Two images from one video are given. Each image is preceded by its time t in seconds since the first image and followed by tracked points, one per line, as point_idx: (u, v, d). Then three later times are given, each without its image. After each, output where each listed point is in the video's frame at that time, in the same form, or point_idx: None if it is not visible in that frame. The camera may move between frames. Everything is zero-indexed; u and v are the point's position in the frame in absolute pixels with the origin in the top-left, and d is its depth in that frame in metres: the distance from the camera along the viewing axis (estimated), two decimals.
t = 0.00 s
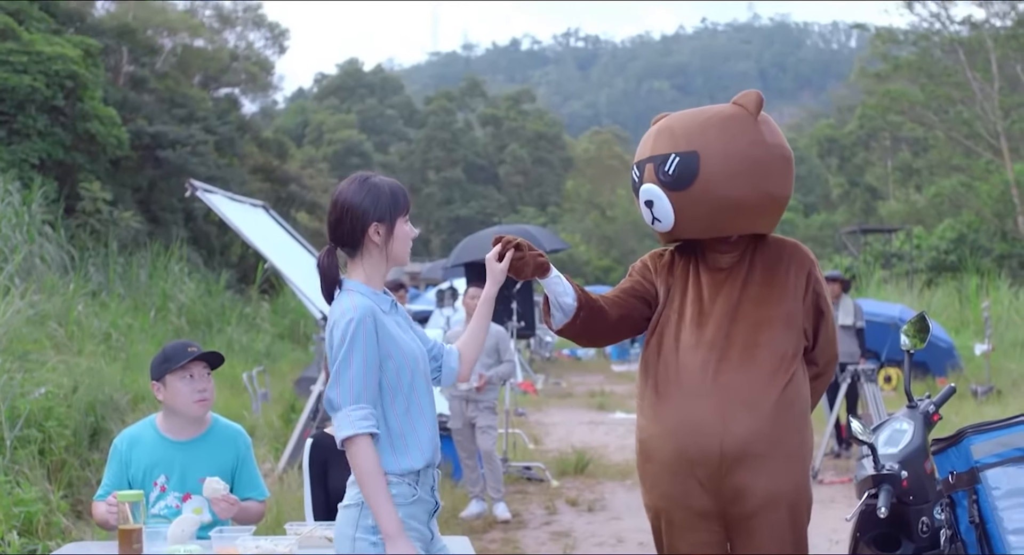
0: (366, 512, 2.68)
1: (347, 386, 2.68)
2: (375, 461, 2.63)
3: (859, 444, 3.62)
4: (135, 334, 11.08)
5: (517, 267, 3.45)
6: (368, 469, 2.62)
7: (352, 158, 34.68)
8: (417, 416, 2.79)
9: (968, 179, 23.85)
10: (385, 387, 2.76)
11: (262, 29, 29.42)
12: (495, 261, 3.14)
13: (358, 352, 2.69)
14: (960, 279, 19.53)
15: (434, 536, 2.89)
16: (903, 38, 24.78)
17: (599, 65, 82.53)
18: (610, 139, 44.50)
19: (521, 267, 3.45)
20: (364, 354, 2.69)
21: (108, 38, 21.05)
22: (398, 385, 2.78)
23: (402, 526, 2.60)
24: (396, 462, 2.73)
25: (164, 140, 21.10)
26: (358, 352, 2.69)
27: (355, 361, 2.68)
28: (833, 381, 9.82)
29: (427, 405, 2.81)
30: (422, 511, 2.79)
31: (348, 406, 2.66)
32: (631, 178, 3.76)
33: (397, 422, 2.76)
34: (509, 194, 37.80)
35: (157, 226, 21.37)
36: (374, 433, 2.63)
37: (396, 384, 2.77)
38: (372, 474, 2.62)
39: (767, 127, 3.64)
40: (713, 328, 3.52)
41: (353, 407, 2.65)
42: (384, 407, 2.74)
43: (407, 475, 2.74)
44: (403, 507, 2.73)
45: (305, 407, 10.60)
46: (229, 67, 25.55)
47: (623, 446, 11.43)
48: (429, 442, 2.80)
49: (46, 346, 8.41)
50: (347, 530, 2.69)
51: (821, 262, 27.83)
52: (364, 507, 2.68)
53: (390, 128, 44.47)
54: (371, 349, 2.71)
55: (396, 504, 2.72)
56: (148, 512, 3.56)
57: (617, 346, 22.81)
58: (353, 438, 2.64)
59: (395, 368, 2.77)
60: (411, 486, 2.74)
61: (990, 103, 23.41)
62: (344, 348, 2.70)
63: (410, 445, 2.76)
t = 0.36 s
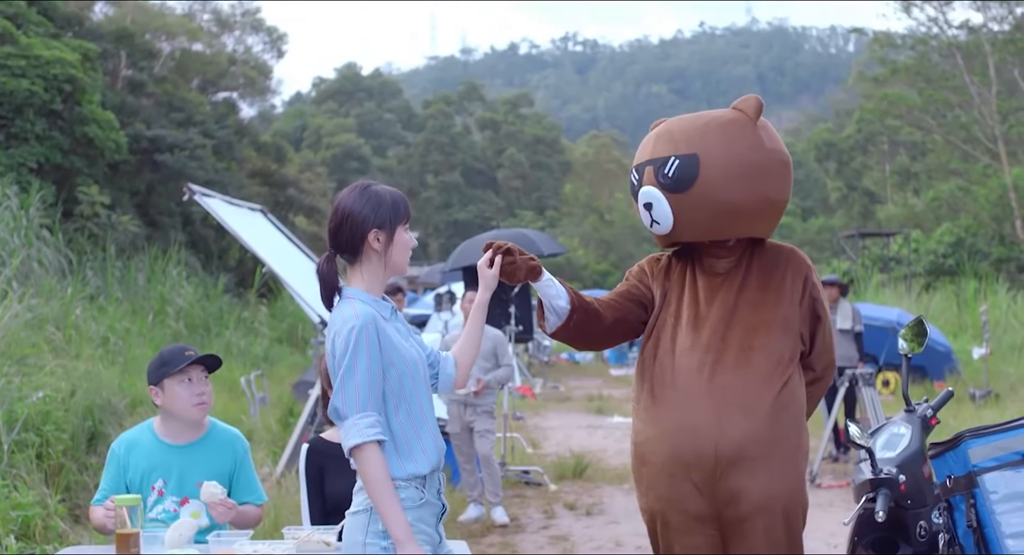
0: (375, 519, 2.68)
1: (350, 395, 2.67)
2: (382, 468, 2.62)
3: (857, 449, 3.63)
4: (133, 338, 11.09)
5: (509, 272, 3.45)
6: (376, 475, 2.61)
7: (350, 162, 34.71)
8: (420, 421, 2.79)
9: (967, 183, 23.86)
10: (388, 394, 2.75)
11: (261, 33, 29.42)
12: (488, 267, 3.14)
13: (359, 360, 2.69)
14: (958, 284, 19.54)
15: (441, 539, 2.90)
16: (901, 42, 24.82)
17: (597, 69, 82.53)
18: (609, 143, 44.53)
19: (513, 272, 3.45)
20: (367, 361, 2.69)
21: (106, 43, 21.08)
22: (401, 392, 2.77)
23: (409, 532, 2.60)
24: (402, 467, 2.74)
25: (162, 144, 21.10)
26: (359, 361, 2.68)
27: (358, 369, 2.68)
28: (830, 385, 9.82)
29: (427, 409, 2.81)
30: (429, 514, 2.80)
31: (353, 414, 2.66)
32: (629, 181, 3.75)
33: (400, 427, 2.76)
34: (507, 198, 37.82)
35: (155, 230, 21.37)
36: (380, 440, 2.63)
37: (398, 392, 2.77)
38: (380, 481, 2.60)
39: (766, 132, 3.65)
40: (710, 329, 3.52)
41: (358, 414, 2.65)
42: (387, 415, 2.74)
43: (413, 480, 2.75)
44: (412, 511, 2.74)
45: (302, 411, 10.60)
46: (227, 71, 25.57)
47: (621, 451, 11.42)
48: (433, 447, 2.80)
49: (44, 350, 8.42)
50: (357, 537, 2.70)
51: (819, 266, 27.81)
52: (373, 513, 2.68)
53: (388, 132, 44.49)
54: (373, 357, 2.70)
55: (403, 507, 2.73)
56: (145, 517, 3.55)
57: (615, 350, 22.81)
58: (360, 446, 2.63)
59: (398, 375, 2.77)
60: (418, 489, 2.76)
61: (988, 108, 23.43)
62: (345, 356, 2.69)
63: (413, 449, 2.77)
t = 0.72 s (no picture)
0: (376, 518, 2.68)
1: (353, 394, 2.68)
2: (385, 466, 2.62)
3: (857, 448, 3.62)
4: (133, 338, 11.09)
5: (510, 264, 3.50)
6: (378, 474, 2.61)
7: (350, 162, 34.69)
8: (422, 420, 2.79)
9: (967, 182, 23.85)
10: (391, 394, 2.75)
11: (261, 33, 29.39)
12: (488, 259, 3.13)
13: (363, 359, 2.69)
14: (958, 284, 19.52)
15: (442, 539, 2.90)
16: (901, 42, 24.82)
17: (597, 69, 82.41)
18: (609, 143, 44.50)
19: (513, 264, 3.49)
20: (370, 358, 2.69)
21: (105, 42, 21.11)
22: (405, 392, 2.77)
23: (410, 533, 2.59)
24: (404, 465, 2.74)
25: (162, 144, 21.11)
26: (363, 359, 2.69)
27: (362, 366, 2.68)
28: (829, 384, 9.79)
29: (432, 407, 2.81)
30: (430, 515, 2.80)
31: (356, 412, 2.66)
32: (645, 180, 3.76)
33: (402, 426, 2.76)
34: (507, 198, 37.76)
35: (155, 230, 21.36)
36: (384, 438, 2.63)
37: (401, 390, 2.76)
38: (382, 480, 2.60)
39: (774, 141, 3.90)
40: (698, 330, 3.68)
41: (361, 413, 2.66)
42: (391, 415, 2.75)
43: (414, 479, 2.75)
44: (413, 511, 2.74)
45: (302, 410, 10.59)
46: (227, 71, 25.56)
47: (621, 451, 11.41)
48: (436, 446, 2.80)
49: (44, 349, 8.42)
50: (357, 537, 2.70)
51: (819, 265, 27.77)
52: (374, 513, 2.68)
53: (388, 132, 44.46)
54: (376, 356, 2.71)
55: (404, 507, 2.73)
56: (144, 516, 3.55)
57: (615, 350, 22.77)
58: (364, 443, 2.63)
59: (401, 373, 2.77)
60: (419, 490, 2.76)
61: (988, 107, 23.41)
62: (349, 354, 2.70)
63: (415, 447, 2.76)
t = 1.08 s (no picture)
0: (377, 518, 2.68)
1: (355, 394, 2.68)
2: (386, 466, 2.62)
3: (856, 447, 3.62)
4: (133, 336, 11.09)
5: (511, 260, 3.49)
6: (380, 474, 2.60)
7: (350, 162, 34.69)
8: (425, 422, 2.79)
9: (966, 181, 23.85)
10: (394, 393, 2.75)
11: (260, 32, 29.37)
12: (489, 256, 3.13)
13: (366, 360, 2.69)
14: (957, 283, 19.53)
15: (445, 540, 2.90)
16: (901, 42, 24.87)
17: (597, 69, 82.34)
18: (609, 142, 44.50)
19: (514, 261, 3.49)
20: (374, 358, 2.69)
21: (105, 42, 21.13)
22: (408, 393, 2.77)
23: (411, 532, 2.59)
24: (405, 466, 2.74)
25: (161, 143, 21.12)
26: (366, 359, 2.69)
27: (365, 366, 2.68)
28: (830, 383, 9.75)
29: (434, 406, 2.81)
30: (432, 515, 2.79)
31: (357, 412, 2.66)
32: (687, 194, 3.69)
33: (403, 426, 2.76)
34: (507, 197, 37.76)
35: (156, 229, 21.36)
36: (385, 438, 2.63)
37: (404, 390, 2.76)
38: (383, 480, 2.60)
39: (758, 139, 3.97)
40: (688, 329, 3.68)
41: (364, 413, 2.65)
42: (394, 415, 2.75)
43: (416, 480, 2.75)
44: (413, 511, 2.73)
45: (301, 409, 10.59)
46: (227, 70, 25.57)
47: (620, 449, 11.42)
48: (439, 447, 2.80)
49: (44, 348, 8.41)
50: (357, 537, 2.70)
51: (818, 265, 27.77)
52: (376, 512, 2.67)
53: (388, 131, 44.47)
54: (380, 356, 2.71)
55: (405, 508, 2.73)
56: (144, 516, 3.56)
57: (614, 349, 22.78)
58: (366, 443, 2.63)
59: (405, 374, 2.77)
60: (421, 490, 2.75)
61: (987, 106, 23.40)
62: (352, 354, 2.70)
63: (418, 449, 2.76)
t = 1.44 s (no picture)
0: (380, 520, 2.67)
1: (358, 396, 2.68)
2: (390, 470, 2.62)
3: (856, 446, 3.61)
4: (133, 335, 11.09)
5: (524, 255, 3.47)
6: (383, 479, 2.61)
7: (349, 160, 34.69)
8: (431, 425, 2.77)
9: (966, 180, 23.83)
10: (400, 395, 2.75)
11: (260, 31, 29.35)
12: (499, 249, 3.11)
13: (372, 361, 2.69)
14: (958, 282, 19.54)
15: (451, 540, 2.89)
16: (901, 40, 24.91)
17: (597, 68, 82.30)
18: (608, 141, 44.51)
19: (527, 255, 3.47)
20: (379, 361, 2.69)
21: (105, 40, 21.14)
22: (414, 394, 2.76)
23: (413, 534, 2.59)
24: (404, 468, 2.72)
25: (161, 142, 21.13)
26: (371, 361, 2.69)
27: (369, 369, 2.68)
28: (829, 382, 9.75)
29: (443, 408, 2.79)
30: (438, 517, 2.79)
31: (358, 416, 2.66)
32: (687, 203, 3.68)
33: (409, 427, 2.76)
34: (507, 196, 37.73)
35: (156, 228, 21.37)
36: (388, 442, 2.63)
37: (411, 392, 2.76)
38: (387, 483, 2.61)
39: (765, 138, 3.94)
40: (685, 330, 3.70)
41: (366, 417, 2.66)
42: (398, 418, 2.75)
43: (423, 484, 2.73)
44: (417, 513, 2.73)
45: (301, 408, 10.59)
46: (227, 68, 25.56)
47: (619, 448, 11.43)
48: (448, 449, 2.78)
49: (43, 347, 8.41)
50: (360, 537, 2.70)
51: (818, 263, 27.76)
52: (378, 514, 2.67)
53: (388, 130, 44.49)
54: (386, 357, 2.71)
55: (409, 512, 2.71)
56: (142, 516, 3.55)
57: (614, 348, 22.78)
58: (370, 447, 2.63)
59: (411, 376, 2.76)
60: (424, 492, 2.74)
61: (988, 105, 23.39)
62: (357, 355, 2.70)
63: (423, 452, 2.75)
